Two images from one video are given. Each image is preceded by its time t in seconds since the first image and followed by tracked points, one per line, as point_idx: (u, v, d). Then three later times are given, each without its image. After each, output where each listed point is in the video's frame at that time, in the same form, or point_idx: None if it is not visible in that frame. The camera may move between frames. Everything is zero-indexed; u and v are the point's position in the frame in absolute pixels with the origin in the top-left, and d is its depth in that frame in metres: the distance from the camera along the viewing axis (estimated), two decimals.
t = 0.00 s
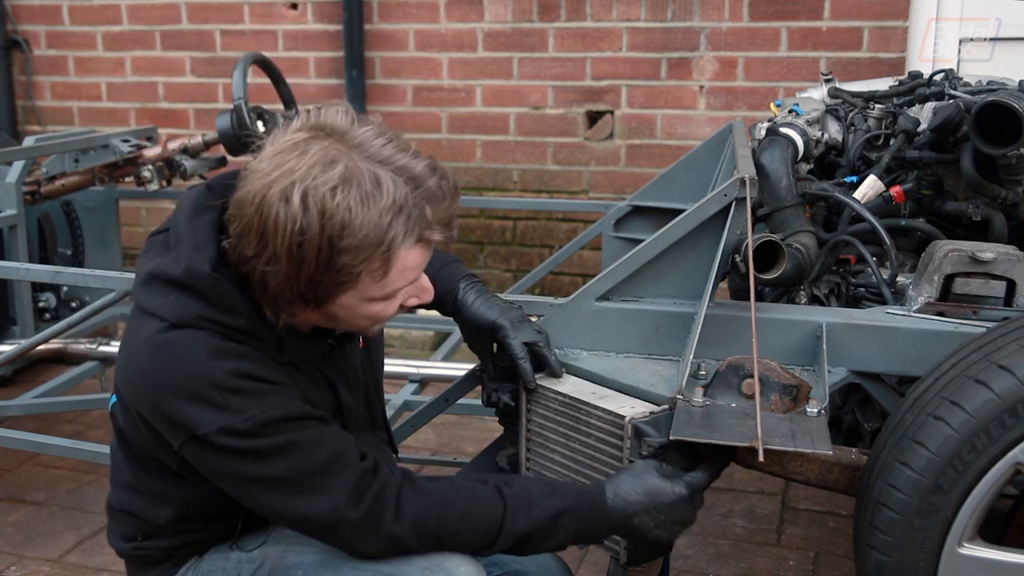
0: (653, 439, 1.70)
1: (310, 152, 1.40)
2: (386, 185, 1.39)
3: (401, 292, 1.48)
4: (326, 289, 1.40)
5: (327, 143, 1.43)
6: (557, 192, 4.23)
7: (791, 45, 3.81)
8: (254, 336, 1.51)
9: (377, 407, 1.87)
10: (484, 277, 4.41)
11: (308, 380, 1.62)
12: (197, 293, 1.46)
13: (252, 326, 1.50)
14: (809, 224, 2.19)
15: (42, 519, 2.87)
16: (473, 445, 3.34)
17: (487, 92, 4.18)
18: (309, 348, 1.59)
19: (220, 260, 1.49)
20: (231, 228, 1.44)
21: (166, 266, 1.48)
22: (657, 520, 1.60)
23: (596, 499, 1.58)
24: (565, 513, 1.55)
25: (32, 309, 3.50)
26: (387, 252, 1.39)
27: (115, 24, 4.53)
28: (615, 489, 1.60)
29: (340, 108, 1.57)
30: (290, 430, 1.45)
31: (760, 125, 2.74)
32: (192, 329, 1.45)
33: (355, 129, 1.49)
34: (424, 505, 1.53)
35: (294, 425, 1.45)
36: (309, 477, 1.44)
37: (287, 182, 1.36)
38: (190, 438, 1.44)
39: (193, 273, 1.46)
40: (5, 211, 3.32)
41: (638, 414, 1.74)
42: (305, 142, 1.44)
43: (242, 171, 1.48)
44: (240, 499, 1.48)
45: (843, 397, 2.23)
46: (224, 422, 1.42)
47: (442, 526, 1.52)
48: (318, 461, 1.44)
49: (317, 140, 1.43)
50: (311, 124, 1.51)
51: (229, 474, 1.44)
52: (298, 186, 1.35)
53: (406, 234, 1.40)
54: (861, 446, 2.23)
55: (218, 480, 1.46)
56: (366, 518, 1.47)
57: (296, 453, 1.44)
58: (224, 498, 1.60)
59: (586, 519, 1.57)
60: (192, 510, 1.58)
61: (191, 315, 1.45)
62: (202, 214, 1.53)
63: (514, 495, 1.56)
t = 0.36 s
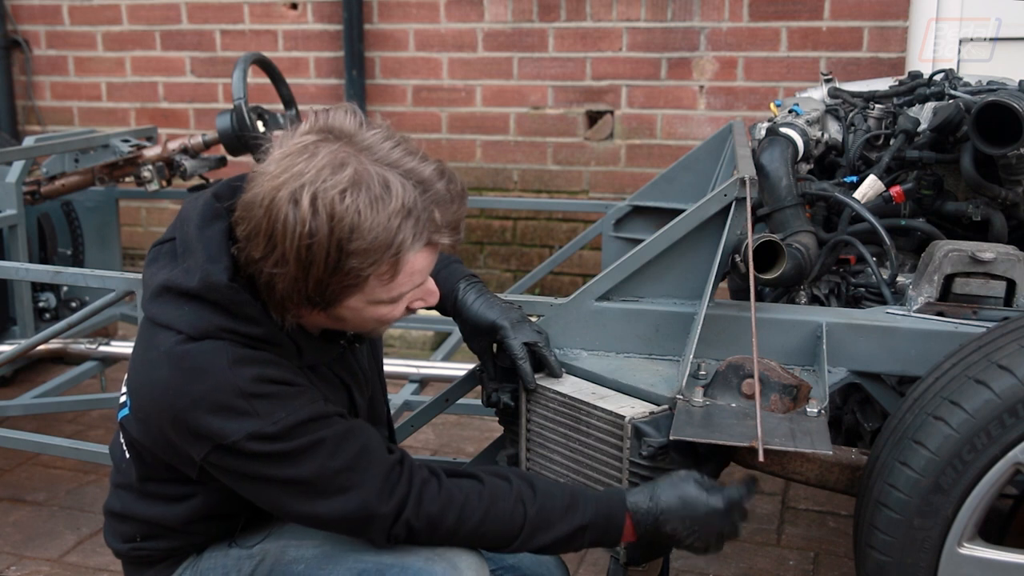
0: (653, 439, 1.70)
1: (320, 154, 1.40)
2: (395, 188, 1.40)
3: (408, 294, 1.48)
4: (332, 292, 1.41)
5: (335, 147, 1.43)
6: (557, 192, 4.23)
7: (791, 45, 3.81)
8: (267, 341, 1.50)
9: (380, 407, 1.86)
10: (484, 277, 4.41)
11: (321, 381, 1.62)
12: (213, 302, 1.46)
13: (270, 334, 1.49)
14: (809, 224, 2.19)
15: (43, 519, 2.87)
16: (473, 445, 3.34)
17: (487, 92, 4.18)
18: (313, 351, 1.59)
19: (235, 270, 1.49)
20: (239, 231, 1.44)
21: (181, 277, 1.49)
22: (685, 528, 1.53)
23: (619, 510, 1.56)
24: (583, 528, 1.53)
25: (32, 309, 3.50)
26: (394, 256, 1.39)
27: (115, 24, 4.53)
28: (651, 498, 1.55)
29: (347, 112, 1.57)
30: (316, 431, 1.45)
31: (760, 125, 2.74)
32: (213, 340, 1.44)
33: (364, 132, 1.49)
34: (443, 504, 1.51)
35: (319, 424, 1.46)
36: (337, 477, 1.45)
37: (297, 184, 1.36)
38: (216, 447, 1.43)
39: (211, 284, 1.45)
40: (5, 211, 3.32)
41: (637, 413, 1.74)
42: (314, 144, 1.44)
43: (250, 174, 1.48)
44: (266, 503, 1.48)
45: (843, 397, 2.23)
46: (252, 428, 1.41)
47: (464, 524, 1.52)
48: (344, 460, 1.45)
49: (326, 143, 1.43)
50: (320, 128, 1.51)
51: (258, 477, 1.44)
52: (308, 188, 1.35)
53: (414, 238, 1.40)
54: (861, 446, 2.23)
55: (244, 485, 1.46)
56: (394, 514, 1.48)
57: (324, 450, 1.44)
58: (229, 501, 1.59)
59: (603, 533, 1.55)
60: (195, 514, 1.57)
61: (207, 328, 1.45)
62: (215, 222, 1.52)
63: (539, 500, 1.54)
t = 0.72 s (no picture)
0: (655, 440, 1.70)
1: (332, 218, 1.34)
2: (405, 264, 1.34)
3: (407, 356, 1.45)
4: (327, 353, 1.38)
5: (351, 210, 1.37)
6: (557, 192, 4.23)
7: (791, 45, 3.81)
8: (268, 369, 1.46)
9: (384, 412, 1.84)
10: (484, 277, 4.41)
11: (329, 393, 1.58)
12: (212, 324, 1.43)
13: (268, 361, 1.45)
14: (809, 224, 2.19)
15: (43, 519, 2.87)
16: (473, 445, 3.34)
17: (487, 92, 4.18)
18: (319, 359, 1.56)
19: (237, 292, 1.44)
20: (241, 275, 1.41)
21: (180, 295, 1.46)
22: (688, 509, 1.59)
23: (619, 498, 1.59)
24: (586, 519, 1.57)
25: (32, 309, 3.50)
26: (396, 330, 1.35)
27: (115, 24, 4.53)
28: (653, 484, 1.61)
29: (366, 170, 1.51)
30: (316, 440, 1.44)
31: (760, 125, 2.74)
32: (211, 360, 1.42)
33: (382, 195, 1.43)
34: (447, 503, 1.55)
35: (321, 436, 1.45)
36: (338, 486, 1.45)
37: (305, 250, 1.31)
38: (219, 458, 1.43)
39: (211, 306, 1.41)
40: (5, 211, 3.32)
41: (641, 415, 1.75)
42: (328, 203, 1.39)
43: (262, 218, 1.44)
44: (271, 509, 1.48)
45: (843, 397, 2.23)
46: (253, 444, 1.41)
47: (468, 522, 1.55)
48: (345, 468, 1.46)
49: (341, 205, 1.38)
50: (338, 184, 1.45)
51: (261, 487, 1.45)
52: (316, 256, 1.30)
53: (419, 314, 1.36)
54: (861, 446, 2.23)
55: (247, 493, 1.47)
56: (399, 512, 1.52)
57: (327, 462, 1.45)
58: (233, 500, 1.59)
59: (605, 523, 1.58)
60: (202, 514, 1.57)
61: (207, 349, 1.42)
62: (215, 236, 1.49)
63: (541, 493, 1.57)
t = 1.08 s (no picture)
0: (656, 440, 1.70)
1: (335, 226, 1.34)
2: (408, 270, 1.34)
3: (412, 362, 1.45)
4: (334, 362, 1.38)
5: (354, 219, 1.37)
6: (557, 192, 4.23)
7: (791, 45, 3.81)
8: (270, 377, 1.45)
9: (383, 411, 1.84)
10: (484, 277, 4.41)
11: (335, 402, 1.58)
12: (213, 332, 1.43)
13: (271, 369, 1.45)
14: (809, 224, 2.19)
15: (43, 519, 2.87)
16: (473, 445, 3.34)
17: (487, 92, 4.18)
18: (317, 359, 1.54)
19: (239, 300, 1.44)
20: (246, 284, 1.41)
21: (183, 302, 1.46)
22: (694, 510, 1.60)
23: (622, 497, 1.60)
24: (589, 519, 1.57)
25: (32, 309, 3.49)
26: (401, 337, 1.35)
27: (115, 24, 4.53)
28: (656, 483, 1.61)
29: (367, 176, 1.52)
30: (319, 445, 1.44)
31: (760, 125, 2.74)
32: (212, 366, 1.42)
33: (384, 201, 1.43)
34: (450, 505, 1.55)
35: (323, 442, 1.45)
36: (341, 490, 1.45)
37: (309, 260, 1.31)
38: (221, 464, 1.43)
39: (213, 314, 1.42)
40: (5, 211, 3.32)
41: (640, 415, 1.75)
42: (331, 211, 1.39)
43: (266, 227, 1.44)
44: (274, 513, 1.48)
45: (843, 397, 2.23)
46: (255, 451, 1.41)
47: (471, 524, 1.56)
48: (348, 473, 1.45)
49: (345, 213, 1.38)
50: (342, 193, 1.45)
51: (263, 493, 1.45)
52: (319, 265, 1.31)
53: (423, 322, 1.36)
54: (861, 446, 2.23)
55: (251, 499, 1.47)
56: (402, 515, 1.52)
57: (329, 469, 1.44)
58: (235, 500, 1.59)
59: (608, 524, 1.59)
60: (207, 512, 1.57)
61: (208, 356, 1.42)
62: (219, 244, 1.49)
63: (544, 494, 1.57)
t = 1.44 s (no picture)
0: (657, 440, 1.70)
1: (339, 211, 1.35)
2: (412, 254, 1.34)
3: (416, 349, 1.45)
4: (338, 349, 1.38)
5: (358, 205, 1.37)
6: (557, 192, 4.23)
7: (791, 45, 3.81)
8: (274, 372, 1.46)
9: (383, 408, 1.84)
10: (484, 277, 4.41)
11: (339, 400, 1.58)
12: (218, 327, 1.43)
13: (274, 365, 1.45)
14: (809, 224, 2.19)
15: (43, 519, 2.87)
16: (473, 445, 3.34)
17: (487, 92, 4.18)
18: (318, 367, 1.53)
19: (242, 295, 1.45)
20: (249, 273, 1.41)
21: (186, 298, 1.46)
22: (692, 510, 1.59)
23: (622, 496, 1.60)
24: (589, 519, 1.57)
25: (32, 309, 3.49)
26: (406, 321, 1.35)
27: (115, 24, 4.53)
28: (656, 483, 1.61)
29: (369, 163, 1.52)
30: (321, 441, 1.44)
31: (760, 125, 2.74)
32: (217, 362, 1.42)
33: (387, 188, 1.44)
34: (451, 503, 1.55)
35: (325, 438, 1.45)
36: (343, 485, 1.45)
37: (313, 244, 1.31)
38: (222, 459, 1.43)
39: (217, 309, 1.42)
40: (5, 211, 3.32)
41: (642, 415, 1.75)
42: (334, 197, 1.39)
43: (269, 216, 1.44)
44: (276, 510, 1.48)
45: (843, 397, 2.23)
46: (257, 446, 1.41)
47: (471, 522, 1.56)
48: (350, 468, 1.46)
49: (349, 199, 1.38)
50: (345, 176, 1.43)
51: (264, 489, 1.45)
52: (324, 249, 1.30)
53: (428, 306, 1.36)
54: (861, 446, 2.23)
55: (252, 495, 1.47)
56: (403, 512, 1.52)
57: (330, 466, 1.45)
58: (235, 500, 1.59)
59: (607, 523, 1.59)
60: (208, 510, 1.57)
61: (213, 352, 1.42)
62: (226, 241, 1.48)
63: (545, 493, 1.57)
